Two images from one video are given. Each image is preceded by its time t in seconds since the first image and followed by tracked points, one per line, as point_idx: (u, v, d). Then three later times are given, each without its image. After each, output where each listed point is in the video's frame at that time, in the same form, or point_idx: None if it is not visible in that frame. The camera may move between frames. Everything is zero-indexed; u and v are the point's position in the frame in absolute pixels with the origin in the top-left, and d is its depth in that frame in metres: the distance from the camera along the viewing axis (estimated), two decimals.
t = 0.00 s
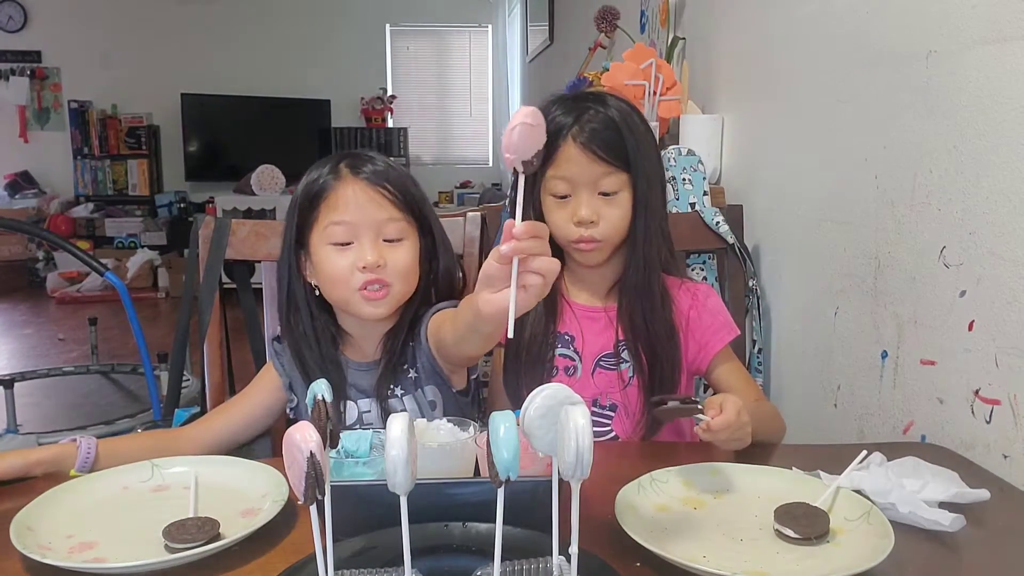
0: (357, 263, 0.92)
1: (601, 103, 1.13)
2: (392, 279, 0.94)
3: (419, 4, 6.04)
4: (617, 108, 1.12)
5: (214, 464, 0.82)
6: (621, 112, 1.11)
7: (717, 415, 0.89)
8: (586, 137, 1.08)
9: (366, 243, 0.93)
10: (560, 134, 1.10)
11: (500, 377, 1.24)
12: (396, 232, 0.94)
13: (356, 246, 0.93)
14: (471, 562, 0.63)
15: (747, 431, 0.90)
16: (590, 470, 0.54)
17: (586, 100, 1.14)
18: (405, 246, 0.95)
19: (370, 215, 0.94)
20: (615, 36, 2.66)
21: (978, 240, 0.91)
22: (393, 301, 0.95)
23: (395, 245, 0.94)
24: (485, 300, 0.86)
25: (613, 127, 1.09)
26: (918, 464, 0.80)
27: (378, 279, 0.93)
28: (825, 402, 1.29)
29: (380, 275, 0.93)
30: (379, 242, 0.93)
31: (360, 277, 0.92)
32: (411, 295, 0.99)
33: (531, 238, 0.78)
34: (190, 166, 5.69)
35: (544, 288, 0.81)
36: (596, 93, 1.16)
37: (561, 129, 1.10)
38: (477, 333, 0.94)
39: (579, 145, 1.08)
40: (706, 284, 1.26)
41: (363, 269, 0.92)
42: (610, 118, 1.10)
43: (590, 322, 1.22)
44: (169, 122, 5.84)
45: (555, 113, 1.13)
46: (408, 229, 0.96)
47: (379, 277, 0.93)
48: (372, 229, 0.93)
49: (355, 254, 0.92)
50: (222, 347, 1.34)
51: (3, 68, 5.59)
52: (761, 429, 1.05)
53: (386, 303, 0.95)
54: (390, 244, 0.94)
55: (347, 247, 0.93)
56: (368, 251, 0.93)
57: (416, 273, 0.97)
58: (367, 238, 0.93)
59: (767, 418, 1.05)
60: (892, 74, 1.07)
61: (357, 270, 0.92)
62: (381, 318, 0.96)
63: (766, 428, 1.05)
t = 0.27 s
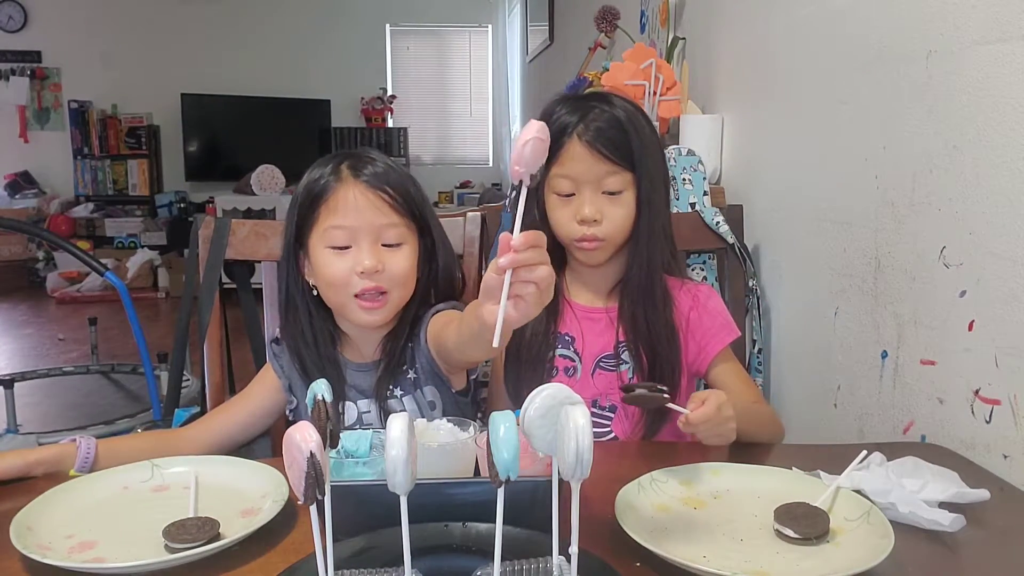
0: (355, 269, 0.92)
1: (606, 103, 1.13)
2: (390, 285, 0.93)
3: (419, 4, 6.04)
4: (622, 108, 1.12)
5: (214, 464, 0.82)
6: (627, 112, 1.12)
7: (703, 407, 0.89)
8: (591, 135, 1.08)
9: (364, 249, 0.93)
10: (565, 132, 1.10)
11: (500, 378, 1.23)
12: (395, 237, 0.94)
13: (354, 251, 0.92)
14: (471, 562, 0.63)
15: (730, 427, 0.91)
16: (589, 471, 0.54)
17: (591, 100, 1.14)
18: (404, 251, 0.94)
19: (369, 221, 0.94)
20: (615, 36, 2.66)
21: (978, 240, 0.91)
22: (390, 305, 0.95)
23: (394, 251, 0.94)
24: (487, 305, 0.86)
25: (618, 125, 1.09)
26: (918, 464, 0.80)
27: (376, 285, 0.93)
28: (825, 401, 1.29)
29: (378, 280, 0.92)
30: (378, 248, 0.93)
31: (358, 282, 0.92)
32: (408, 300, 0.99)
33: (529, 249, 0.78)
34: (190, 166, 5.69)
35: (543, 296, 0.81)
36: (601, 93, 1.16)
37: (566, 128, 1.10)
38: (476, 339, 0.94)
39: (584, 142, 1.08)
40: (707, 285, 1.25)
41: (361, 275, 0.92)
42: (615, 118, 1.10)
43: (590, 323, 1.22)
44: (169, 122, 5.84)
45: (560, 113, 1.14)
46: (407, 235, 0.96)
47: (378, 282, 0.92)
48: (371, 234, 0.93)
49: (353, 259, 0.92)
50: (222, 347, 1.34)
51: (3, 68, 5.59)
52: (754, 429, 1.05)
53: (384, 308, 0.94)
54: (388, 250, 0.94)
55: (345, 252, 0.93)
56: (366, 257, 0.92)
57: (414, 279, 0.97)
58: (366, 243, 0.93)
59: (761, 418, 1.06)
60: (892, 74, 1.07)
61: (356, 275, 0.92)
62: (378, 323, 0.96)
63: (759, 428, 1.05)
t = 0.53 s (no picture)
0: (353, 269, 0.92)
1: (610, 103, 1.13)
2: (388, 285, 0.93)
3: (419, 4, 6.04)
4: (625, 108, 1.12)
5: (214, 464, 0.82)
6: (631, 112, 1.12)
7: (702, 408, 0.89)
8: (595, 135, 1.08)
9: (362, 250, 0.92)
10: (568, 132, 1.10)
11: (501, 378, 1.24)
12: (393, 238, 0.94)
13: (352, 251, 0.92)
14: (471, 562, 0.63)
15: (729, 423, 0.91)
16: (590, 471, 0.54)
17: (595, 100, 1.14)
18: (402, 252, 0.94)
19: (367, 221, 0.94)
20: (615, 36, 2.66)
21: (978, 240, 0.91)
22: (388, 305, 0.95)
23: (392, 251, 0.93)
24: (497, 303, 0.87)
25: (622, 125, 1.09)
26: (919, 464, 0.80)
27: (374, 285, 0.93)
28: (825, 401, 1.29)
29: (375, 281, 0.92)
30: (375, 248, 0.93)
31: (355, 282, 0.92)
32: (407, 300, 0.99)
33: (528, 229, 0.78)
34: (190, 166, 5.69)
35: (549, 266, 0.82)
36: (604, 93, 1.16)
37: (570, 128, 1.10)
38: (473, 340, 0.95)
39: (588, 142, 1.08)
40: (708, 286, 1.25)
41: (358, 275, 0.92)
42: (618, 118, 1.10)
43: (591, 323, 1.22)
44: (169, 122, 5.84)
45: (563, 112, 1.13)
46: (406, 236, 0.96)
47: (376, 283, 0.92)
48: (369, 235, 0.93)
49: (350, 260, 0.92)
50: (222, 347, 1.34)
51: (3, 68, 5.59)
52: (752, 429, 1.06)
53: (381, 308, 0.94)
54: (386, 250, 0.93)
55: (343, 253, 0.92)
56: (364, 257, 0.92)
57: (412, 280, 0.97)
58: (363, 243, 0.92)
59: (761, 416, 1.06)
60: (892, 74, 1.07)
61: (353, 276, 0.92)
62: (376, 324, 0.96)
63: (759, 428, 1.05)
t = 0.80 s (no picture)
0: (379, 262, 0.93)
1: (611, 102, 1.14)
2: (412, 281, 0.95)
3: (419, 4, 6.04)
4: (628, 107, 1.12)
5: (214, 464, 0.82)
6: (635, 112, 1.12)
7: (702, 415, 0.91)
8: (599, 134, 1.09)
9: (390, 244, 0.93)
10: (572, 132, 1.10)
11: (500, 376, 1.24)
12: (419, 235, 0.95)
13: (379, 245, 0.93)
14: (471, 562, 0.63)
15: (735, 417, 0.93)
16: (590, 470, 0.54)
17: (599, 100, 1.14)
18: (427, 249, 0.95)
19: (395, 216, 0.95)
20: (615, 36, 2.66)
21: (978, 240, 0.91)
22: (409, 302, 0.96)
23: (418, 247, 0.95)
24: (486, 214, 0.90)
25: (625, 125, 1.10)
26: (919, 464, 0.80)
27: (399, 279, 0.94)
28: (825, 401, 1.29)
29: (402, 275, 0.93)
30: (403, 243, 0.94)
31: (380, 276, 0.93)
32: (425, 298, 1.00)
33: (520, 114, 0.81)
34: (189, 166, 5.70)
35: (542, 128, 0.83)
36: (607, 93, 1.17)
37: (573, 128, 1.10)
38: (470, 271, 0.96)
39: (590, 141, 1.09)
40: (709, 286, 1.25)
41: (384, 269, 0.93)
42: (623, 117, 1.11)
43: (591, 323, 1.21)
44: (169, 122, 5.84)
45: (564, 112, 1.13)
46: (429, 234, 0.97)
47: (401, 277, 0.93)
48: (396, 229, 0.94)
49: (377, 253, 0.93)
50: (221, 347, 1.34)
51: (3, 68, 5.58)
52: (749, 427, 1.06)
53: (402, 304, 0.96)
54: (413, 246, 0.95)
55: (371, 246, 0.93)
56: (392, 252, 0.93)
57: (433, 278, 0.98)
58: (391, 237, 0.94)
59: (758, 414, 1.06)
60: (892, 74, 1.07)
61: (379, 269, 0.93)
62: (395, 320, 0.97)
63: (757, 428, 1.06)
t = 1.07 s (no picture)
0: (364, 262, 0.92)
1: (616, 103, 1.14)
2: (398, 281, 0.93)
3: (419, 4, 6.03)
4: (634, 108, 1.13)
5: (215, 464, 0.82)
6: (644, 113, 1.13)
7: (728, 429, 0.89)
8: (615, 134, 1.08)
9: (375, 243, 0.92)
10: (582, 133, 1.10)
11: (499, 377, 1.23)
12: (407, 235, 0.93)
13: (365, 244, 0.92)
14: (471, 562, 0.63)
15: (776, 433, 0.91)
16: (590, 470, 0.54)
17: (605, 100, 1.14)
18: (415, 250, 0.94)
19: (383, 215, 0.94)
20: (615, 36, 2.66)
21: (978, 240, 0.91)
22: (394, 302, 0.95)
23: (406, 247, 0.93)
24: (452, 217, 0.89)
25: (636, 125, 1.10)
26: (919, 464, 0.80)
27: (384, 279, 0.92)
28: (825, 401, 1.29)
29: (385, 275, 0.92)
30: (389, 243, 0.93)
31: (364, 275, 0.92)
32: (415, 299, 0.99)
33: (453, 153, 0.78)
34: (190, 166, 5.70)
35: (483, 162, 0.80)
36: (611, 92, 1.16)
37: (582, 128, 1.10)
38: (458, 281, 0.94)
39: (607, 142, 1.08)
40: (705, 283, 1.25)
41: (369, 268, 0.92)
42: (633, 118, 1.11)
43: (590, 322, 1.21)
44: (169, 122, 5.84)
45: (571, 112, 1.13)
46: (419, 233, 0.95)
47: (386, 278, 0.92)
48: (383, 229, 0.93)
49: (362, 252, 0.92)
50: (221, 347, 1.34)
51: (3, 68, 5.58)
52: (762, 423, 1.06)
53: (386, 304, 0.94)
54: (400, 246, 0.93)
55: (356, 245, 0.93)
56: (377, 251, 0.92)
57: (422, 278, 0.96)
58: (377, 237, 0.93)
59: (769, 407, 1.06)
60: (892, 74, 1.07)
61: (364, 268, 0.92)
62: (381, 321, 0.96)
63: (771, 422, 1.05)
